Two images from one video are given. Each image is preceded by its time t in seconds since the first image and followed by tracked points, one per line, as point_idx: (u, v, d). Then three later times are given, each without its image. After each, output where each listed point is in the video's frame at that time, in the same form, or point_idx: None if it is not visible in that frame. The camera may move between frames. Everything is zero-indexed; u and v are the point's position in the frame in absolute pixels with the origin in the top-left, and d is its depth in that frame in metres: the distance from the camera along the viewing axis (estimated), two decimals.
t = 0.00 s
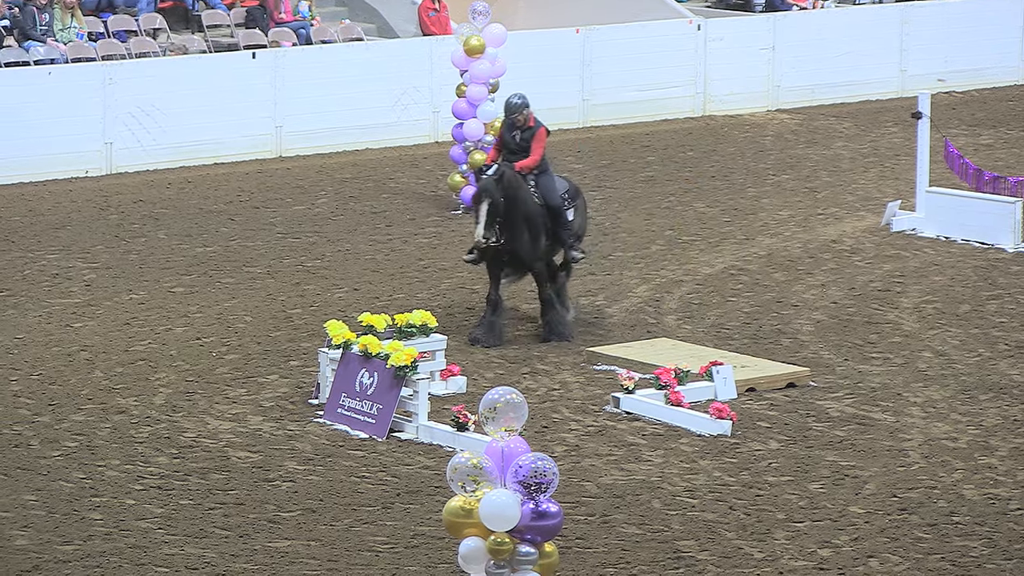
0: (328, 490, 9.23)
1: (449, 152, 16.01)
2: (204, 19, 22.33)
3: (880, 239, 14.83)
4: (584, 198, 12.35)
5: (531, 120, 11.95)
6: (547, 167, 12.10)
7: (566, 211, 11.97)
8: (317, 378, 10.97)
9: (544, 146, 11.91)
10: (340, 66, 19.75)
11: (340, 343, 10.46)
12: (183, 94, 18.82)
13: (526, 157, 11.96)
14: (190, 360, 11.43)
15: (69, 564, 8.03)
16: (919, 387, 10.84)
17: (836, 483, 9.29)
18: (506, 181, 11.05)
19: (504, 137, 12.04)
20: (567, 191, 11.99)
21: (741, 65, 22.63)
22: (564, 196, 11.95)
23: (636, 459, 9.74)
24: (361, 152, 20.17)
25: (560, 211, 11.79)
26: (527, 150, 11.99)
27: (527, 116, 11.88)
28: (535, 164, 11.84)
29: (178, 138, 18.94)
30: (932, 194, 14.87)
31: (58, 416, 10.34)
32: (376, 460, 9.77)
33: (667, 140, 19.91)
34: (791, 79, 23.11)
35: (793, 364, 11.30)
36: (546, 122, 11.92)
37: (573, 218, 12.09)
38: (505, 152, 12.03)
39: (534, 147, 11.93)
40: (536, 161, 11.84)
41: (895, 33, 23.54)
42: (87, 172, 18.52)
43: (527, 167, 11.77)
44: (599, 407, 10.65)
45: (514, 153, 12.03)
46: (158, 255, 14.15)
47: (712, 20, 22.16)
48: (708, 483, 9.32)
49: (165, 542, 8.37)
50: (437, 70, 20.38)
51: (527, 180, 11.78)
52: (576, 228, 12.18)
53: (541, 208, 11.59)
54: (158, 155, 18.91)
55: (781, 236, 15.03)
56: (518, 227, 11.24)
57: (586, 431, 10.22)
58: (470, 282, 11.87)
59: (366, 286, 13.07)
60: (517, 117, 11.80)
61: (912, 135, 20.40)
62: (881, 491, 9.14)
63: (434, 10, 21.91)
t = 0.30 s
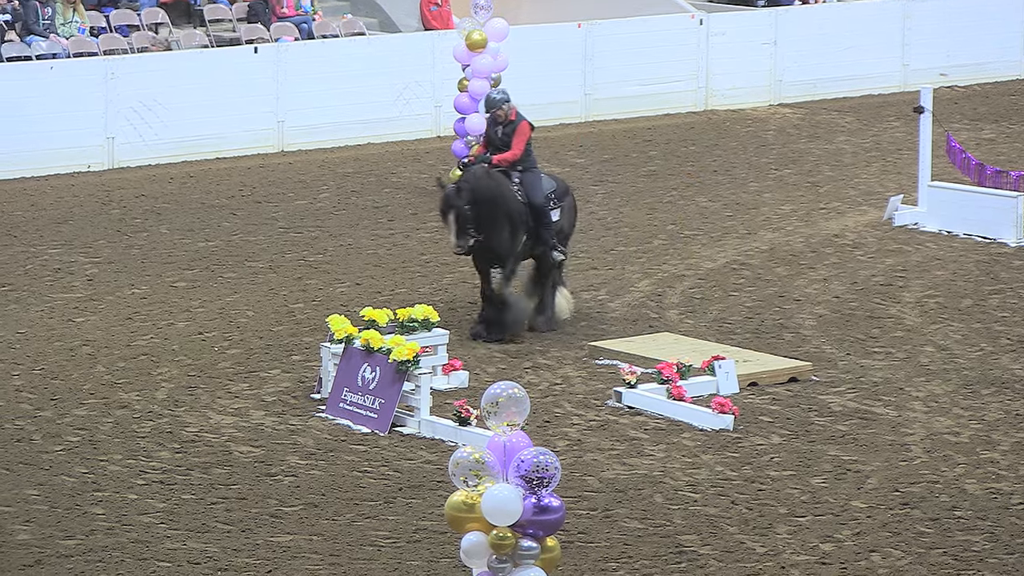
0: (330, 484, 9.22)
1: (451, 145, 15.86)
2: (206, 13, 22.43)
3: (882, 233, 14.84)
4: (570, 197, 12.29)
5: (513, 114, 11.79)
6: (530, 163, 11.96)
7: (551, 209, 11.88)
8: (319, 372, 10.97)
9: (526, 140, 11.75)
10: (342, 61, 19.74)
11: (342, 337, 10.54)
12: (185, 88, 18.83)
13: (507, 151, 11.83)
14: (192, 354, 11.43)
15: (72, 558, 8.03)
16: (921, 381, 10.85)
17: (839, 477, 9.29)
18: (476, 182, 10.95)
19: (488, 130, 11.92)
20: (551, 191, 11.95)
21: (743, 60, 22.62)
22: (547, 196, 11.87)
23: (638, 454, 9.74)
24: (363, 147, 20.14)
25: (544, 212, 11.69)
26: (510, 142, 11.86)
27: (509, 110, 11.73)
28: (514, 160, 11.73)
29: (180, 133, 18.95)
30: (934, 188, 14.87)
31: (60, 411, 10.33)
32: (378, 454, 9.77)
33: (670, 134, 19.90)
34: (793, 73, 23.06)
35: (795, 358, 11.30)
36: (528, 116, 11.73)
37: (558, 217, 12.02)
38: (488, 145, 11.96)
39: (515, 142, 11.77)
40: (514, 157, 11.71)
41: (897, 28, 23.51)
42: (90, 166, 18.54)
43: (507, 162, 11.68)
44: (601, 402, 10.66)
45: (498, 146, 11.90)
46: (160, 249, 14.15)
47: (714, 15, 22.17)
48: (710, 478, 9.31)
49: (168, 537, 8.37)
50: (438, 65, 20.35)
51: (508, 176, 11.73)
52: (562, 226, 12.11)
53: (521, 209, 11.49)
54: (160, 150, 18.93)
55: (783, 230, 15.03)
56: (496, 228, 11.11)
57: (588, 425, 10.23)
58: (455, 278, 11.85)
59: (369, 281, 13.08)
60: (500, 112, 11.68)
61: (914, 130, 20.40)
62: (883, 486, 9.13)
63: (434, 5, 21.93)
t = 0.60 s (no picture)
0: (330, 477, 9.22)
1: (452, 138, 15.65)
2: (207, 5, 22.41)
3: (882, 225, 14.83)
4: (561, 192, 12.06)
5: (493, 107, 11.61)
6: (514, 157, 11.78)
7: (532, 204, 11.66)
8: (319, 364, 10.97)
9: (507, 134, 11.57)
10: (342, 54, 19.73)
11: (342, 329, 10.49)
12: (185, 80, 18.85)
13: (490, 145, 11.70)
14: (193, 346, 11.43)
15: (72, 550, 8.03)
16: (921, 373, 10.85)
17: (839, 469, 9.29)
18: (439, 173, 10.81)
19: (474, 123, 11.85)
20: (537, 187, 11.74)
21: (744, 52, 22.61)
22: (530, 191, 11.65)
23: (638, 446, 9.73)
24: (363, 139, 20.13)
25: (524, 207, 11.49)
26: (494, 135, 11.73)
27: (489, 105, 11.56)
28: (495, 153, 11.59)
29: (181, 125, 18.96)
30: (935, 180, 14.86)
31: (60, 403, 10.34)
32: (378, 446, 9.77)
33: (670, 127, 19.88)
34: (794, 65, 23.04)
35: (795, 351, 11.30)
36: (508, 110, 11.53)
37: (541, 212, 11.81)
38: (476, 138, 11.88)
39: (498, 137, 11.61)
40: (494, 151, 11.58)
41: (897, 19, 23.47)
42: (90, 158, 18.54)
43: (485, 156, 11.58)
44: (602, 394, 10.66)
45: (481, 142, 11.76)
46: (161, 242, 14.16)
47: (714, 7, 22.11)
48: (710, 470, 9.31)
49: (168, 529, 8.37)
50: (438, 57, 20.31)
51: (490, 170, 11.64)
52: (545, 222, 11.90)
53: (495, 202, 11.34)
54: (160, 142, 18.94)
55: (784, 222, 15.03)
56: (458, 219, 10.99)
57: (588, 417, 10.23)
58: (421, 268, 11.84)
59: (369, 273, 13.09)
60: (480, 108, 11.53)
61: (915, 122, 20.40)
62: (883, 478, 9.13)
63: None
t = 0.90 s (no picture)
0: (330, 466, 9.21)
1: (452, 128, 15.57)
2: None
3: (882, 214, 14.84)
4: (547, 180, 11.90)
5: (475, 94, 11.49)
6: (495, 145, 11.59)
7: (511, 192, 11.51)
8: (319, 353, 10.97)
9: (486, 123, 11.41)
10: (342, 44, 19.73)
11: (342, 318, 10.50)
12: (185, 69, 18.86)
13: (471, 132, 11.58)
14: (192, 335, 11.43)
15: (72, 539, 8.02)
16: (920, 362, 10.86)
17: (839, 458, 9.29)
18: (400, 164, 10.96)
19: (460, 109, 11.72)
20: (517, 175, 11.59)
21: (745, 42, 22.59)
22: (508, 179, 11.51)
23: (638, 435, 9.74)
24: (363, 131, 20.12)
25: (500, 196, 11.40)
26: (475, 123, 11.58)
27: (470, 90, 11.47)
28: (473, 142, 11.47)
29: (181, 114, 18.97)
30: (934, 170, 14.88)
31: (60, 392, 10.33)
32: (378, 435, 9.76)
33: (670, 116, 19.88)
34: (794, 55, 23.04)
35: (795, 340, 11.30)
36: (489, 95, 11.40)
37: (523, 201, 11.64)
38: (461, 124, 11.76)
39: (478, 122, 11.45)
40: (472, 141, 11.46)
41: (897, 8, 23.53)
42: (90, 148, 18.54)
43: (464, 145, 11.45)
44: (601, 383, 10.67)
45: (464, 130, 11.65)
46: (160, 230, 14.16)
47: None
48: (710, 459, 9.31)
49: (168, 518, 8.36)
50: (438, 46, 20.29)
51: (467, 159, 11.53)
52: (528, 211, 11.72)
53: (469, 192, 11.30)
54: (160, 132, 18.94)
55: (783, 212, 15.04)
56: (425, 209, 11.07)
57: (588, 406, 10.23)
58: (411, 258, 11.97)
59: (369, 263, 13.09)
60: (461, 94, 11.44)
61: (915, 112, 20.41)
62: (883, 467, 9.13)
63: None
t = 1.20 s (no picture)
0: (331, 459, 9.21)
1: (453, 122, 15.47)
2: None
3: (883, 208, 14.84)
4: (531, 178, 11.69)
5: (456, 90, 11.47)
6: (468, 143, 11.54)
7: (477, 190, 11.43)
8: (320, 346, 10.98)
9: (460, 120, 11.38)
10: (342, 37, 19.73)
11: (343, 312, 10.51)
12: (186, 63, 18.86)
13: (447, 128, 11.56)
14: (193, 329, 11.42)
15: (73, 532, 8.03)
16: (921, 356, 10.86)
17: (839, 452, 9.29)
18: (359, 157, 11.26)
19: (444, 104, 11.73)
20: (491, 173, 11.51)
21: (746, 35, 22.59)
22: (477, 177, 11.44)
23: (638, 428, 9.74)
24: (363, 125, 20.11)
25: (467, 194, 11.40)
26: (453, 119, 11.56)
27: (452, 85, 11.46)
28: (446, 138, 11.45)
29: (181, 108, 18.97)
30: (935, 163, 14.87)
31: (61, 385, 10.33)
32: (378, 429, 9.76)
33: (671, 110, 19.87)
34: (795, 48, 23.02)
35: (796, 333, 11.30)
36: (467, 92, 11.37)
37: (493, 199, 11.52)
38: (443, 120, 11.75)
39: (453, 119, 11.43)
40: (445, 136, 11.44)
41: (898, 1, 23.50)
42: (91, 140, 18.53)
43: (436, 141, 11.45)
44: (602, 376, 10.67)
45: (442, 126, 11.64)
46: (161, 224, 14.16)
47: None
48: (711, 452, 9.31)
49: (168, 511, 8.37)
50: (439, 40, 20.28)
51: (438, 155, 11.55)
52: (499, 210, 11.60)
53: (434, 188, 11.39)
54: (161, 126, 18.94)
55: (784, 205, 15.04)
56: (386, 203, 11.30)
57: (588, 400, 10.23)
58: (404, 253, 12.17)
59: (370, 257, 13.10)
60: (443, 87, 11.45)
61: (915, 105, 20.39)
62: (884, 461, 9.13)
63: None
